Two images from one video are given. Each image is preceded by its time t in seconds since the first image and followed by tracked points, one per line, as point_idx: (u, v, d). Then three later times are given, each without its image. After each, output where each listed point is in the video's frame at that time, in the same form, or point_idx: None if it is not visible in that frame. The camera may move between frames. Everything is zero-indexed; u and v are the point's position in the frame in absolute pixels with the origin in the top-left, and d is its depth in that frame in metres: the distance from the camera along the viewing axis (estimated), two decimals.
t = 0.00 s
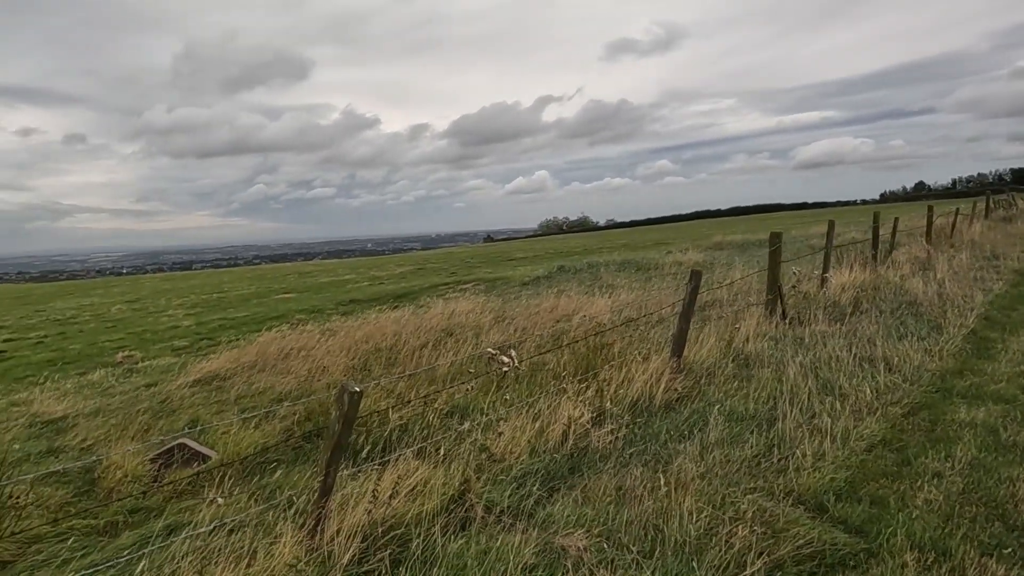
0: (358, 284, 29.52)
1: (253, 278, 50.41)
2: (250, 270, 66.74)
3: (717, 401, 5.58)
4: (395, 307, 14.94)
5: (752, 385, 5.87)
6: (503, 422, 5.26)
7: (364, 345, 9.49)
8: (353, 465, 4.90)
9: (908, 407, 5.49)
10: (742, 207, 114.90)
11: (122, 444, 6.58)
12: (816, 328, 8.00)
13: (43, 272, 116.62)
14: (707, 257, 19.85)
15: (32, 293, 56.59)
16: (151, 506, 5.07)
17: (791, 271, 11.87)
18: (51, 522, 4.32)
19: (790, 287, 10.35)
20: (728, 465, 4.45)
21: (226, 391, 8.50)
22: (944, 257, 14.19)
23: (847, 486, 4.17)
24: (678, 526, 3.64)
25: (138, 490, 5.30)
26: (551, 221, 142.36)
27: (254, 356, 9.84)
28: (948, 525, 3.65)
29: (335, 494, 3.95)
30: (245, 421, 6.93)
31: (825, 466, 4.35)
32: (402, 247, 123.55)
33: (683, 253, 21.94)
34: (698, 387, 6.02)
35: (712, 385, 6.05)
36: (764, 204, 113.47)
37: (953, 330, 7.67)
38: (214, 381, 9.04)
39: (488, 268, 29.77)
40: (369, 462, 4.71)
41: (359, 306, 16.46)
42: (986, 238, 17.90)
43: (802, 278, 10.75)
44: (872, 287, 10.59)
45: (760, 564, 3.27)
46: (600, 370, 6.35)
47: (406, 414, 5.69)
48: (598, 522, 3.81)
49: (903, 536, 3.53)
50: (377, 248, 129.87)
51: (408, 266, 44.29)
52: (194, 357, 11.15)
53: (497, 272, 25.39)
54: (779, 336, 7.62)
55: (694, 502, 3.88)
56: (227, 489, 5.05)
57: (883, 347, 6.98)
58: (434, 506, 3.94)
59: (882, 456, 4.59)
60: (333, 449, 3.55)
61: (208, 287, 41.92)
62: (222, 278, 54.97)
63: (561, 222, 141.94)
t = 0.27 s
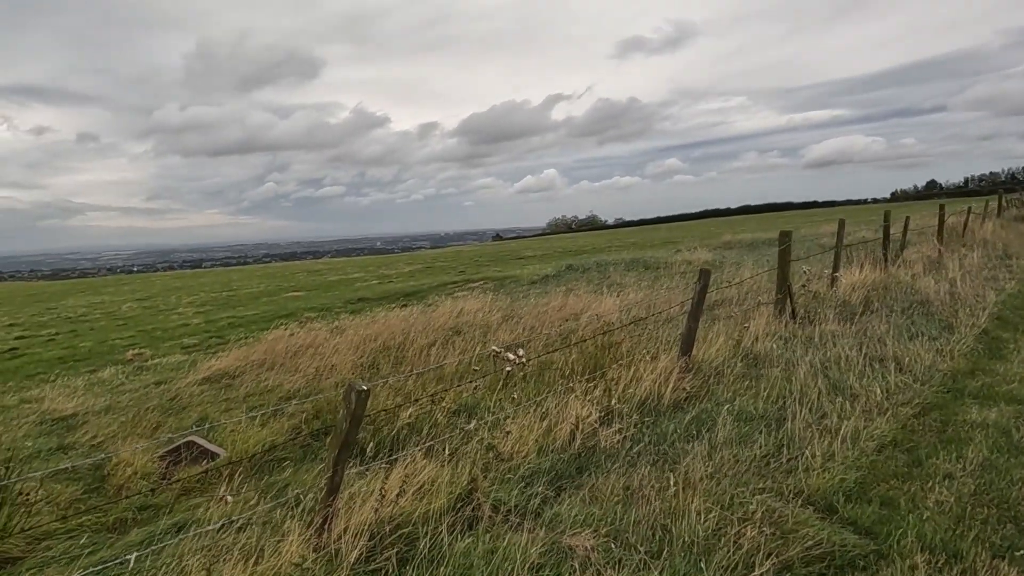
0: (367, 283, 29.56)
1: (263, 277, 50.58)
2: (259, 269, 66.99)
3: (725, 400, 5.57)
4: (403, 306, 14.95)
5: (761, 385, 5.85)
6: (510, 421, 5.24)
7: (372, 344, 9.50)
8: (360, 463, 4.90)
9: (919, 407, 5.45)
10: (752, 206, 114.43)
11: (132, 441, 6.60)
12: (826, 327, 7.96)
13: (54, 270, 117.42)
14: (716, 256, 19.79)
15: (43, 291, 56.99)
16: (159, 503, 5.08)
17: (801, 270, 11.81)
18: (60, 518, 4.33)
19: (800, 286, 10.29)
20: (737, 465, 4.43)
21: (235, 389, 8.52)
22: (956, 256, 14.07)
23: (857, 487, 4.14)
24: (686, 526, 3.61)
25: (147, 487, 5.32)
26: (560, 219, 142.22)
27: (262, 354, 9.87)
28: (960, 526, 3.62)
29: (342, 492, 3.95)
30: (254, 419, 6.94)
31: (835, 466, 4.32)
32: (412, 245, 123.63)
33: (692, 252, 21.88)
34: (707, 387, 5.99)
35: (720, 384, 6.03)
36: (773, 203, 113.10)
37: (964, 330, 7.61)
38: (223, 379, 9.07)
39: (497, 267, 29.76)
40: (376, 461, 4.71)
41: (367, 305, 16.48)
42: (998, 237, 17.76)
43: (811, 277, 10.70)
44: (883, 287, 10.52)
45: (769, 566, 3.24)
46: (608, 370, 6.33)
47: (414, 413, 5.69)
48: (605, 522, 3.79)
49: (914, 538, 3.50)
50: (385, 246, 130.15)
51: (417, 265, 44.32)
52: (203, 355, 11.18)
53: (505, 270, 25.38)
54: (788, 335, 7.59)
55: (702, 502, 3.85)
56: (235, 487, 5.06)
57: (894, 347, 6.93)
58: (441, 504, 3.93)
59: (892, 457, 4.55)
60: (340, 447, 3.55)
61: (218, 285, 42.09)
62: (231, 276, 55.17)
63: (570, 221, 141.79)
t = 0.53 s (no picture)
0: (374, 281, 29.63)
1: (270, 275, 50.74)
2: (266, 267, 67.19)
3: (732, 399, 5.56)
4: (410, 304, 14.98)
5: (768, 384, 5.85)
6: (516, 420, 5.25)
7: (379, 342, 9.52)
8: (366, 462, 4.91)
9: (926, 407, 5.43)
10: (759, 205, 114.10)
11: (140, 438, 6.64)
12: (833, 326, 7.94)
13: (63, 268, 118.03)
14: (723, 255, 19.75)
15: (52, 288, 57.31)
16: (167, 501, 5.11)
17: (808, 269, 11.78)
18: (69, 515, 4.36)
19: (807, 285, 10.27)
20: (743, 464, 4.43)
21: (242, 387, 8.55)
22: (964, 255, 14.00)
23: (864, 487, 4.13)
24: (692, 525, 3.61)
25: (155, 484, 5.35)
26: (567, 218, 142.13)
27: (270, 352, 9.90)
28: (967, 526, 3.61)
29: (349, 490, 3.97)
30: (261, 417, 6.96)
31: (841, 466, 4.31)
32: (418, 244, 123.78)
33: (699, 251, 21.84)
34: (713, 386, 5.98)
35: (727, 383, 6.02)
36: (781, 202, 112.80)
37: (972, 330, 7.57)
38: (231, 376, 9.10)
39: (503, 265, 29.79)
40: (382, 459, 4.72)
41: (374, 303, 16.52)
42: (1007, 236, 17.67)
43: (819, 276, 10.67)
44: (891, 286, 10.48)
45: (775, 565, 3.24)
46: (613, 369, 6.33)
47: (420, 411, 5.70)
48: (611, 520, 3.79)
49: (920, 538, 3.49)
50: (392, 245, 130.34)
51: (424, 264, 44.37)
52: (211, 353, 11.23)
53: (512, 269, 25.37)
54: (795, 334, 7.59)
55: (708, 502, 3.85)
56: (243, 484, 5.08)
57: (901, 346, 6.90)
58: (447, 502, 3.94)
59: (899, 457, 4.54)
60: (347, 444, 3.56)
61: (226, 283, 42.24)
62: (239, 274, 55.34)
63: (577, 219, 141.68)
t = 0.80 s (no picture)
0: (378, 279, 29.60)
1: (274, 272, 50.81)
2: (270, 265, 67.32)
3: (735, 397, 5.57)
4: (413, 302, 14.99)
5: (771, 382, 5.85)
6: (518, 417, 5.26)
7: (382, 339, 9.53)
8: (369, 457, 4.93)
9: (929, 406, 5.43)
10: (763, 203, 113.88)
11: (144, 434, 6.66)
12: (836, 325, 7.94)
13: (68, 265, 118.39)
14: (727, 253, 19.74)
15: (57, 285, 57.52)
16: (170, 496, 5.13)
17: (811, 267, 11.76)
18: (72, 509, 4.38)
19: (810, 284, 10.25)
20: (745, 462, 4.43)
21: (246, 384, 8.57)
22: (969, 254, 13.96)
23: (866, 484, 4.13)
24: (693, 523, 3.62)
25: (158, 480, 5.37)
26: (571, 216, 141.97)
27: (273, 349, 9.93)
28: (969, 524, 3.60)
29: (351, 486, 3.98)
30: (264, 415, 6.99)
31: (843, 464, 4.31)
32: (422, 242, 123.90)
33: (702, 250, 21.83)
34: (716, 384, 5.97)
35: (729, 381, 6.02)
36: (785, 201, 112.67)
37: (976, 329, 7.54)
38: (234, 373, 9.13)
39: (507, 263, 29.79)
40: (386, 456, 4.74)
41: (377, 301, 16.52)
42: (1012, 236, 17.61)
43: (822, 275, 10.65)
44: (895, 285, 10.45)
45: (776, 562, 3.24)
46: (616, 366, 6.33)
47: (423, 408, 5.71)
48: (613, 517, 3.80)
49: (922, 536, 3.49)
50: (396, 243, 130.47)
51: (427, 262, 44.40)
52: (215, 350, 11.25)
53: (515, 267, 25.38)
54: (798, 332, 7.59)
55: (710, 499, 3.86)
56: (246, 480, 5.10)
57: (904, 345, 6.90)
58: (449, 499, 3.95)
59: (902, 455, 4.54)
60: (349, 440, 3.57)
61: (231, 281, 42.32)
62: (243, 272, 55.42)
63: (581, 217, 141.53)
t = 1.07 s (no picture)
0: (379, 278, 29.58)
1: (276, 271, 50.82)
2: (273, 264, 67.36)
3: (730, 396, 5.53)
4: (412, 300, 14.95)
5: (767, 380, 5.80)
6: (511, 416, 5.22)
7: (379, 338, 9.50)
8: (360, 456, 4.89)
9: (926, 405, 5.37)
10: (766, 202, 113.67)
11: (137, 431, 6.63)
12: (834, 324, 7.89)
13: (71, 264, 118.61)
14: (727, 252, 19.67)
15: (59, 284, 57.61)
16: (161, 495, 5.09)
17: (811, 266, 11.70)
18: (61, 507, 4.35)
19: (810, 283, 10.20)
20: (738, 461, 4.39)
21: (242, 382, 8.54)
22: (970, 253, 13.88)
23: (860, 484, 4.09)
24: (684, 522, 3.58)
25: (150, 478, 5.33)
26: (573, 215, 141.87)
27: (270, 347, 9.90)
28: (963, 525, 3.56)
29: (340, 485, 3.94)
30: (259, 413, 6.96)
31: (837, 464, 4.27)
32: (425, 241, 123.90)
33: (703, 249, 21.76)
34: (711, 382, 5.94)
35: (725, 379, 5.97)
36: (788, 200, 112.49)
37: (976, 328, 7.49)
38: (230, 372, 9.10)
39: (509, 262, 29.75)
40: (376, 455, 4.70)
41: (376, 300, 16.49)
42: (1014, 235, 17.52)
43: (822, 274, 10.59)
44: (894, 284, 10.40)
45: (766, 563, 3.20)
46: (611, 365, 6.29)
47: (416, 407, 5.68)
48: (603, 517, 3.76)
49: (915, 536, 3.45)
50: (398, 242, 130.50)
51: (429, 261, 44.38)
52: (212, 349, 11.23)
53: (516, 266, 25.35)
54: (796, 331, 7.54)
55: (702, 498, 3.82)
56: (237, 478, 5.06)
57: (902, 344, 6.85)
58: (439, 498, 3.91)
59: (897, 455, 4.50)
60: (336, 438, 3.53)
61: (232, 280, 42.31)
62: (245, 271, 55.45)
63: (583, 217, 141.44)
